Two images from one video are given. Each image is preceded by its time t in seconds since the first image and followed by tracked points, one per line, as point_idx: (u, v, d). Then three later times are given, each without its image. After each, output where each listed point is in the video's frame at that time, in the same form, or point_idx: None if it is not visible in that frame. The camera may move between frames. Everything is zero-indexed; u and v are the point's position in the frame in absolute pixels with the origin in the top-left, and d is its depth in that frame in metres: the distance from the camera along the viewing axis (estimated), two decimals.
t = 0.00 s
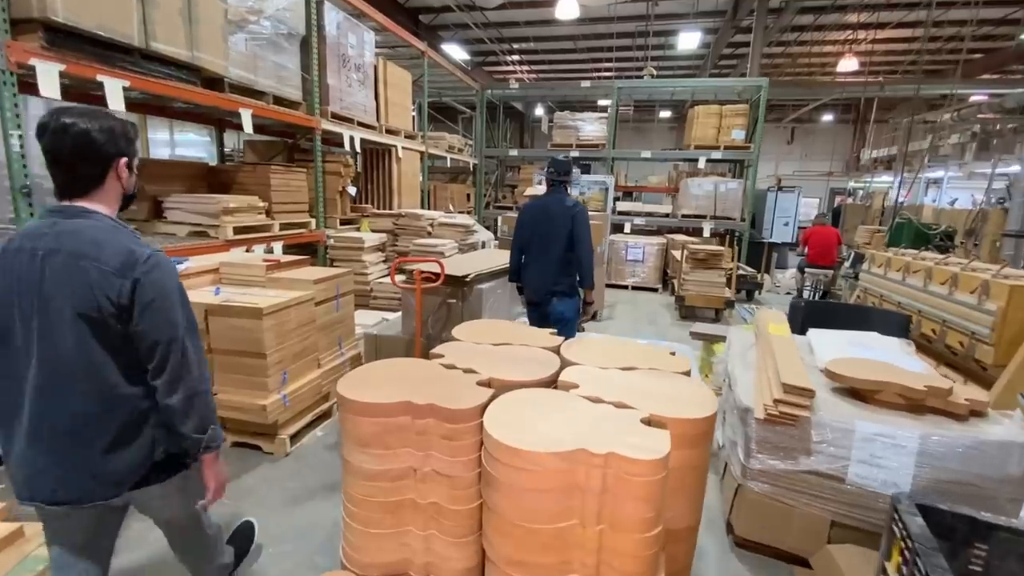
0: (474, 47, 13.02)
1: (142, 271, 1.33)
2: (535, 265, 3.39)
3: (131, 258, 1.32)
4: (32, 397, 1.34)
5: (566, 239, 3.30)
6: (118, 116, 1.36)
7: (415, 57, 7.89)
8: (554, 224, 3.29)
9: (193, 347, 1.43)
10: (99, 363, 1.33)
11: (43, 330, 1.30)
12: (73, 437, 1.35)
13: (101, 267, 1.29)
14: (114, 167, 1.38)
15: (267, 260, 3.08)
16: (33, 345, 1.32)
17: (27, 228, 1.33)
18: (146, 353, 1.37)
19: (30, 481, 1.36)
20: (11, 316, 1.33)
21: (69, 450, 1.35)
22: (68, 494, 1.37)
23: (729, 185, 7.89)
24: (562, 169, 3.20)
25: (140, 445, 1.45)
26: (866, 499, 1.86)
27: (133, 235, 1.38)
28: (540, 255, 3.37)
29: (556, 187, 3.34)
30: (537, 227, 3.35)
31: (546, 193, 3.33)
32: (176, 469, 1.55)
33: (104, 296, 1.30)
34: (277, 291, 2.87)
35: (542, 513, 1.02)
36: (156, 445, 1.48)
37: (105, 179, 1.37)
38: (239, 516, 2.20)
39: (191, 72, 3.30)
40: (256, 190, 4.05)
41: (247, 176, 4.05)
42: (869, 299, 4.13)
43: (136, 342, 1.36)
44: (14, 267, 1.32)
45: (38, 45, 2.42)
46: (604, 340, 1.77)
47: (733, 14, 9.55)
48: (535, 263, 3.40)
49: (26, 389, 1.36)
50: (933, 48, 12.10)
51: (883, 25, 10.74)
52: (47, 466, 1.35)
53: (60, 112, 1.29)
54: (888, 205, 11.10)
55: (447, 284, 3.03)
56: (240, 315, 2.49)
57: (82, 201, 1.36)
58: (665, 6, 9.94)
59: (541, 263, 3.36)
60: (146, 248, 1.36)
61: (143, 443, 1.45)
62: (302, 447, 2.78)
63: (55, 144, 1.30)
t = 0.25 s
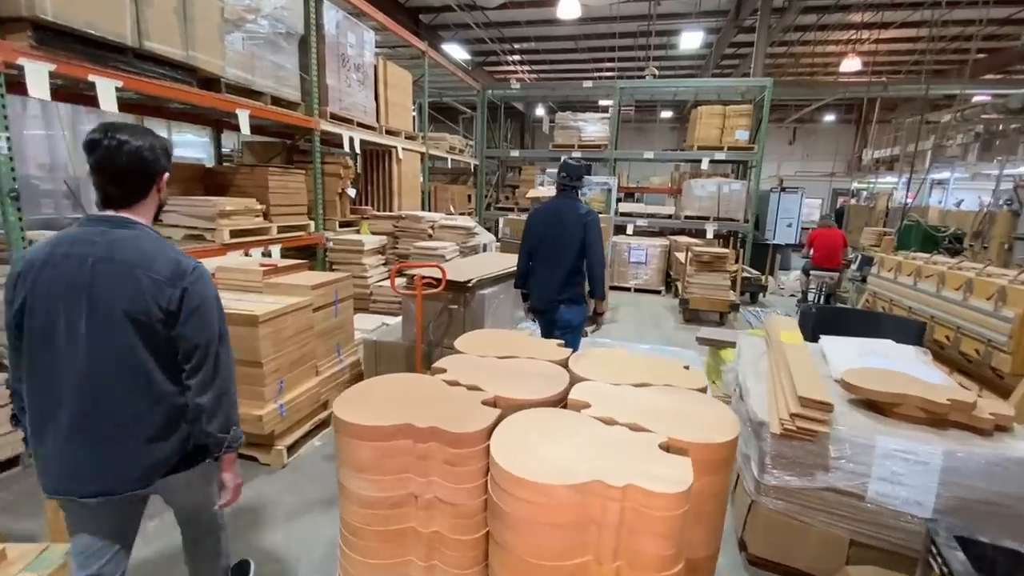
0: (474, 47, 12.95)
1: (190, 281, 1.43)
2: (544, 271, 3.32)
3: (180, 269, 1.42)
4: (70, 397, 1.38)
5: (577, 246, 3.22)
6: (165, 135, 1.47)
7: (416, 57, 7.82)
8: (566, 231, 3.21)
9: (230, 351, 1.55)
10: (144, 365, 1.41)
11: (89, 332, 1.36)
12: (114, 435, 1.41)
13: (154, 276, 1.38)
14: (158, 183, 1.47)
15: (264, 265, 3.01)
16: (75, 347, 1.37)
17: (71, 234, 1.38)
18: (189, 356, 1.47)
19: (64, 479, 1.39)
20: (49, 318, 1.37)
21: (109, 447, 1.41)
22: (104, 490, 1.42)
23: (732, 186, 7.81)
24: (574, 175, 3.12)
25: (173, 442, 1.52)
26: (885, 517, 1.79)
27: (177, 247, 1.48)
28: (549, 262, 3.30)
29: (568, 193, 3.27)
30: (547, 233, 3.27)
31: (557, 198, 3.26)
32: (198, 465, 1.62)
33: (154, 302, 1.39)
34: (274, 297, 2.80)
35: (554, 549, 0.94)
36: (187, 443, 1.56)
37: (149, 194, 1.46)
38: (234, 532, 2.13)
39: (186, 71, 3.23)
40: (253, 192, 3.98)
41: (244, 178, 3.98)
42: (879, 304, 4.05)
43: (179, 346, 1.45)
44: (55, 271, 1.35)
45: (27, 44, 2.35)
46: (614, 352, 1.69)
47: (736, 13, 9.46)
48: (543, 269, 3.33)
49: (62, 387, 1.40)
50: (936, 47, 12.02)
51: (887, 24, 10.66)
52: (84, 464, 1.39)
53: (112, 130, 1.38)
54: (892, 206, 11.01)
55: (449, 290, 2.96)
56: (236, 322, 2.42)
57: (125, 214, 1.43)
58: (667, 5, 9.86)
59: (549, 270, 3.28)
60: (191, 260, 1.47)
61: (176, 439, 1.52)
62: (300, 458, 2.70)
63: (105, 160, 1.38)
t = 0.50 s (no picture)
0: (474, 48, 12.89)
1: (220, 282, 1.64)
2: (549, 278, 3.26)
3: (212, 272, 1.63)
4: (108, 380, 1.56)
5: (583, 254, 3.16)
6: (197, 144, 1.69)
7: (415, 58, 7.75)
8: (572, 238, 3.15)
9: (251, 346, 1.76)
10: (176, 355, 1.60)
11: (127, 324, 1.54)
12: (146, 417, 1.59)
13: (190, 277, 1.58)
14: (189, 187, 1.69)
15: (260, 270, 2.95)
16: (114, 338, 1.55)
17: (111, 237, 1.57)
18: (216, 348, 1.67)
19: (95, 454, 1.56)
20: (89, 311, 1.54)
21: (141, 427, 1.59)
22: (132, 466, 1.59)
23: (734, 188, 7.74)
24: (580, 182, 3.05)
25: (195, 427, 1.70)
26: (899, 536, 1.73)
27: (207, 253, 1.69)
28: (554, 269, 3.24)
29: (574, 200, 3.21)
30: (553, 239, 3.21)
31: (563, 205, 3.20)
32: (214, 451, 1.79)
33: (188, 300, 1.59)
34: (268, 304, 2.74)
35: None
36: (207, 430, 1.74)
37: (181, 197, 1.68)
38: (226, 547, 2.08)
39: (179, 73, 3.17)
40: (249, 196, 3.92)
41: (241, 181, 3.92)
42: (885, 309, 3.98)
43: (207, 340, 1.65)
44: (97, 268, 1.54)
45: (15, 46, 2.30)
46: (619, 367, 1.63)
47: (738, 14, 9.39)
48: (549, 276, 3.28)
49: (97, 373, 1.57)
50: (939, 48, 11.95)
51: (889, 25, 10.60)
52: (118, 441, 1.57)
53: (152, 137, 1.59)
54: (895, 208, 10.94)
55: (448, 296, 2.91)
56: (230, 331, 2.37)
57: (158, 214, 1.64)
58: (669, 5, 9.80)
59: (555, 277, 3.22)
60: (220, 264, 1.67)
61: (199, 424, 1.71)
62: (295, 469, 2.64)
63: (144, 165, 1.58)
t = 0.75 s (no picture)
0: (474, 50, 12.86)
1: (219, 288, 1.61)
2: (547, 280, 3.27)
3: (211, 277, 1.60)
4: (111, 380, 1.58)
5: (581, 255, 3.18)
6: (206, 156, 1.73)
7: (413, 60, 7.71)
8: (569, 240, 3.17)
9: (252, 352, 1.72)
10: (174, 358, 1.59)
11: (127, 325, 1.55)
12: (144, 418, 1.59)
13: (187, 282, 1.56)
14: (197, 197, 1.73)
15: (252, 277, 2.90)
16: (116, 339, 1.56)
17: (117, 240, 1.59)
18: (216, 352, 1.65)
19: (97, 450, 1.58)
20: (94, 312, 1.57)
21: (139, 428, 1.59)
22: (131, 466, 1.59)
23: (734, 190, 7.69)
24: (577, 186, 3.08)
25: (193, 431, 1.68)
26: (906, 554, 1.68)
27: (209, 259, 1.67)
28: (552, 271, 3.25)
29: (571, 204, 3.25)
30: (551, 242, 3.22)
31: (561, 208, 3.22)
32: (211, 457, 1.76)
33: (186, 305, 1.57)
34: (260, 311, 2.69)
35: None
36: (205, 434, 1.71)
37: (189, 206, 1.72)
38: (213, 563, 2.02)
39: (170, 75, 3.11)
40: (244, 200, 3.86)
41: (235, 185, 3.87)
42: (888, 315, 3.93)
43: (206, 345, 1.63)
44: (102, 270, 1.56)
45: None
46: (616, 380, 1.58)
47: (738, 15, 9.34)
48: (547, 278, 3.29)
49: (102, 373, 1.59)
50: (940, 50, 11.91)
51: (889, 26, 10.56)
52: (117, 439, 1.58)
53: (164, 149, 1.63)
54: (896, 210, 10.90)
55: (443, 303, 2.85)
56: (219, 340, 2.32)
57: (164, 220, 1.67)
58: (668, 7, 9.76)
59: (552, 278, 3.23)
60: (221, 270, 1.65)
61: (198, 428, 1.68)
62: (286, 480, 2.59)
63: (155, 175, 1.62)
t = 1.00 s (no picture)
0: (472, 51, 12.83)
1: (184, 291, 1.54)
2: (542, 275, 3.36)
3: (176, 281, 1.54)
4: (87, 383, 1.57)
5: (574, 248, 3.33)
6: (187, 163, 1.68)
7: (410, 61, 7.68)
8: (561, 234, 3.31)
9: (225, 358, 1.64)
10: (144, 361, 1.55)
11: (98, 328, 1.52)
12: (117, 422, 1.57)
13: (150, 285, 1.51)
14: (179, 203, 1.68)
15: (240, 280, 2.85)
16: (89, 342, 1.55)
17: (92, 243, 1.57)
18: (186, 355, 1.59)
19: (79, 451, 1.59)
20: (71, 315, 1.56)
21: (114, 431, 1.57)
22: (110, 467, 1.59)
23: (732, 192, 7.65)
24: (563, 183, 3.26)
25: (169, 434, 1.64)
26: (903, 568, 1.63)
27: (180, 262, 1.62)
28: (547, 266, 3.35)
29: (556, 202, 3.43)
30: (543, 238, 3.33)
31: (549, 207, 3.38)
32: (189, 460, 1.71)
33: (150, 308, 1.52)
34: (247, 315, 2.65)
35: None
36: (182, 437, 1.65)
37: (171, 213, 1.67)
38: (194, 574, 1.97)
39: (157, 76, 3.07)
40: (235, 202, 3.82)
41: (226, 186, 3.82)
42: (887, 318, 3.88)
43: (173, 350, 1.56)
44: (77, 273, 1.55)
45: None
46: (605, 388, 1.54)
47: (736, 16, 9.31)
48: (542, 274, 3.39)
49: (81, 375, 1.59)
50: (938, 51, 11.89)
51: (888, 27, 10.53)
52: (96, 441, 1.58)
53: (144, 157, 1.58)
54: (895, 212, 10.86)
55: (434, 306, 2.80)
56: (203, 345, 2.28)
57: (145, 228, 1.62)
58: (667, 8, 9.73)
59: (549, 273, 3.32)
60: (189, 273, 1.58)
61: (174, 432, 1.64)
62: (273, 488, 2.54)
63: (135, 184, 1.58)
